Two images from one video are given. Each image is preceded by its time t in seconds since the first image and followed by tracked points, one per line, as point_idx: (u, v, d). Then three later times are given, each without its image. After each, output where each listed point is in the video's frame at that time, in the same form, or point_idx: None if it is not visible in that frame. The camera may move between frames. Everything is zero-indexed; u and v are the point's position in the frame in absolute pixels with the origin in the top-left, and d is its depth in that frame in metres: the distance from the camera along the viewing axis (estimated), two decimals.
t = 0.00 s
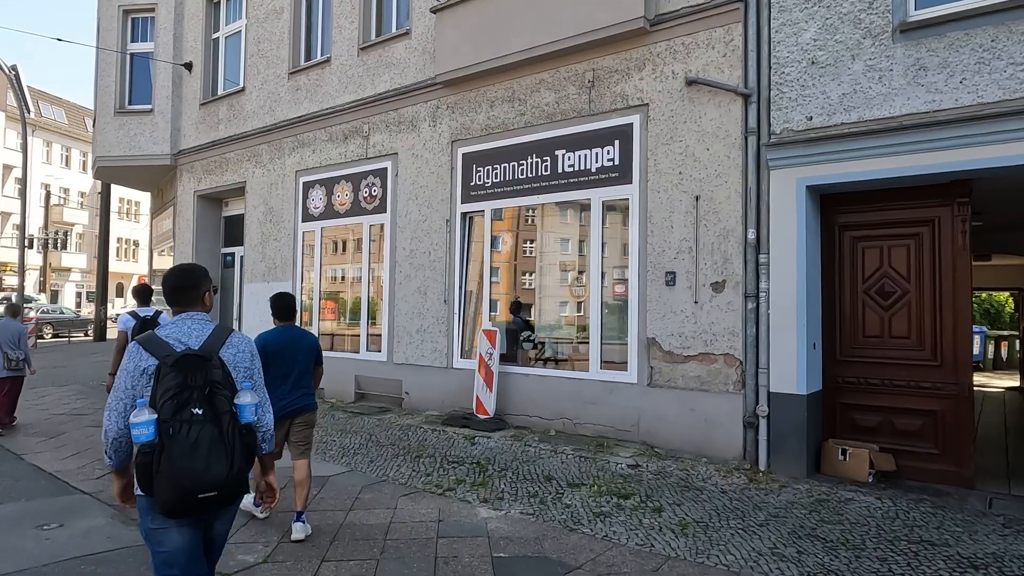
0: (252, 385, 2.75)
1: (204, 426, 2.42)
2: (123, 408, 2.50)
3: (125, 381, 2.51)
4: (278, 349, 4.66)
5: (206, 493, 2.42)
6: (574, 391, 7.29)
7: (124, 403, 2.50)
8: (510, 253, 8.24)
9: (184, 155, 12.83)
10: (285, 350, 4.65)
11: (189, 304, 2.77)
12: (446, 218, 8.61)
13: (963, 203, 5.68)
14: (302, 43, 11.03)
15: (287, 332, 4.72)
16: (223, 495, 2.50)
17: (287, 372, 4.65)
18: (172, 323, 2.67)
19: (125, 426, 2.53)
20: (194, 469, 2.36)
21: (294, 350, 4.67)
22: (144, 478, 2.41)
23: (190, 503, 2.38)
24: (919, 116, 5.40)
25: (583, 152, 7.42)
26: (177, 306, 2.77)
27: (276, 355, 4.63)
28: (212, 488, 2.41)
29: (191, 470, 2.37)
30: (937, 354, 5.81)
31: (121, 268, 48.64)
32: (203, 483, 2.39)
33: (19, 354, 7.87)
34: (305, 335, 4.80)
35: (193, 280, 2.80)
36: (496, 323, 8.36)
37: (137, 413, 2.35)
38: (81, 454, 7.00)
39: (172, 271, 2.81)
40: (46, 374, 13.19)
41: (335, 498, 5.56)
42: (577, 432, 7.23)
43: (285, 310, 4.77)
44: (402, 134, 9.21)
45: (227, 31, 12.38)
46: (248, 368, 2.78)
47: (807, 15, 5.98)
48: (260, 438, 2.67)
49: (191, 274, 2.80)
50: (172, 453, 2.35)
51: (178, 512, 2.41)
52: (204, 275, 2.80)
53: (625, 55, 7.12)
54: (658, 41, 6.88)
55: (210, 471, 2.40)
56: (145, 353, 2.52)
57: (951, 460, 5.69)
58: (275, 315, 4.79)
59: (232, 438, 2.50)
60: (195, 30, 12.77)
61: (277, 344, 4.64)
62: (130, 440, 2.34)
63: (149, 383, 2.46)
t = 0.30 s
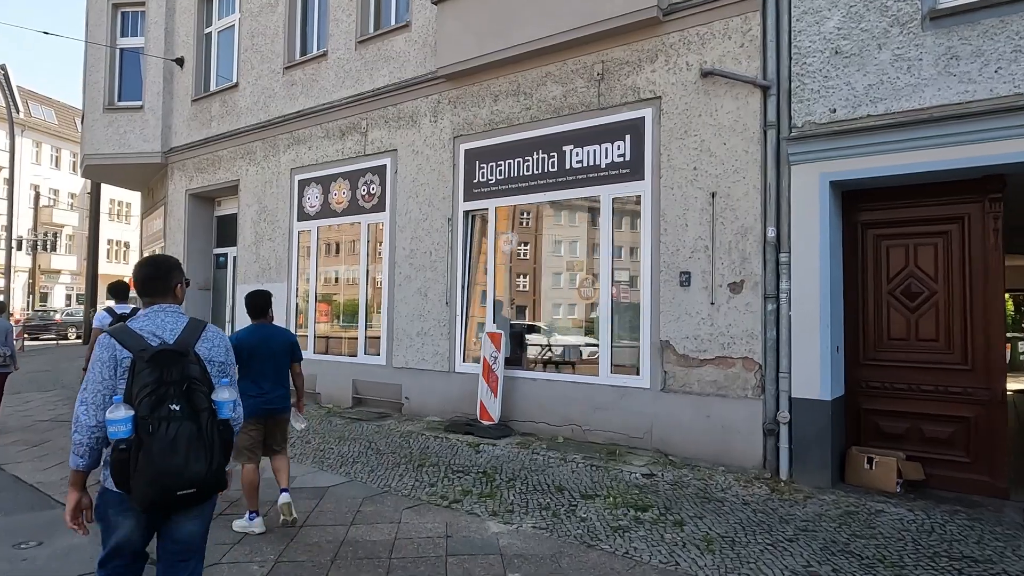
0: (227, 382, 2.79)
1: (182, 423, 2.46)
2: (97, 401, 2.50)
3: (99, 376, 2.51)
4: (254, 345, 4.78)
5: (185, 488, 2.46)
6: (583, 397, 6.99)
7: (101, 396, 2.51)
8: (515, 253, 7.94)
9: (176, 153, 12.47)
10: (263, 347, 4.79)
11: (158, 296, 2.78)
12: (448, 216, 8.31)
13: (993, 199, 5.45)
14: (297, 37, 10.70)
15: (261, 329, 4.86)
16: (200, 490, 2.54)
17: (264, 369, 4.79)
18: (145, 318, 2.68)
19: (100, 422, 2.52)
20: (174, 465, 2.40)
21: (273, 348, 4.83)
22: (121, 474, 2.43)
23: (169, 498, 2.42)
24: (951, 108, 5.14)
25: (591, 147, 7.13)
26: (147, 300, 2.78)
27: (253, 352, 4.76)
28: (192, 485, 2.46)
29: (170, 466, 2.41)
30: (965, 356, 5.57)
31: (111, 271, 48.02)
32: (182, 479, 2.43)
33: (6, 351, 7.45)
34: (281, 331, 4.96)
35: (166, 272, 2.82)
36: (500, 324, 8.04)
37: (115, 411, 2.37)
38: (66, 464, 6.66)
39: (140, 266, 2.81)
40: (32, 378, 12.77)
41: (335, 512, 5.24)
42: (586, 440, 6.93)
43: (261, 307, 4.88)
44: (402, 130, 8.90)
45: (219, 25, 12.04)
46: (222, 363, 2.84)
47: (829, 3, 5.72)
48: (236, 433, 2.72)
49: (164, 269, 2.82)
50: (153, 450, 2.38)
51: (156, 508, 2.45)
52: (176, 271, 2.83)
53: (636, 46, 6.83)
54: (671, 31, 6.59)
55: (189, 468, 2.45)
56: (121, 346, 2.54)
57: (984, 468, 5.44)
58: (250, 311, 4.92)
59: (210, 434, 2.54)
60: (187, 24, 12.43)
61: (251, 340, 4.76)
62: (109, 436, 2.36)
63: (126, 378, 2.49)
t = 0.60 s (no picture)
0: (186, 386, 2.68)
1: (139, 431, 2.37)
2: (47, 413, 2.41)
3: (49, 386, 2.40)
4: (237, 352, 4.62)
5: (145, 497, 2.37)
6: (593, 403, 6.69)
7: (51, 407, 2.41)
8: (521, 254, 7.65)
9: (167, 151, 12.12)
10: (247, 354, 4.62)
11: (111, 302, 2.64)
12: (450, 215, 8.00)
13: None
14: (293, 31, 10.39)
15: (247, 335, 4.69)
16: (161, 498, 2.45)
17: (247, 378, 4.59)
18: (98, 323, 2.56)
19: (51, 434, 2.42)
20: (130, 475, 2.31)
21: (259, 356, 4.65)
22: (75, 485, 2.34)
23: (128, 508, 2.34)
24: (986, 99, 4.88)
25: (601, 142, 6.85)
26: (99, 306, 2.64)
27: (235, 359, 4.59)
28: (151, 493, 2.37)
29: (127, 475, 2.32)
30: (997, 360, 5.31)
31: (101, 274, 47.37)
32: (140, 487, 2.34)
33: None
34: (270, 339, 4.78)
35: (117, 276, 2.67)
36: (505, 329, 7.75)
37: (67, 422, 2.27)
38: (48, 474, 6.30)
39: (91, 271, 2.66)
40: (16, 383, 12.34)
41: (335, 527, 4.91)
42: (596, 448, 6.63)
43: (246, 315, 4.72)
44: (402, 126, 8.59)
45: (213, 20, 11.71)
46: (180, 367, 2.71)
47: None
48: (197, 438, 2.63)
49: (116, 273, 2.69)
50: (108, 459, 2.29)
51: (113, 518, 2.36)
52: (129, 275, 2.70)
53: (649, 37, 6.56)
54: (686, 21, 6.33)
55: (147, 476, 2.36)
56: (72, 355, 2.43)
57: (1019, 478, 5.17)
58: (237, 319, 4.78)
59: (169, 441, 2.45)
60: (179, 19, 12.10)
61: (234, 347, 4.60)
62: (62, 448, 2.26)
63: (78, 387, 2.38)
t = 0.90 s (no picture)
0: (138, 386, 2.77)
1: (74, 430, 2.48)
2: None
3: None
4: (225, 357, 4.57)
5: (78, 495, 2.48)
6: (602, 413, 6.42)
7: None
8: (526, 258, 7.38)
9: (159, 151, 11.80)
10: (236, 359, 4.58)
11: (73, 298, 2.82)
12: (452, 217, 7.73)
13: None
14: (289, 29, 10.11)
15: (236, 340, 4.65)
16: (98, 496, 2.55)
17: (237, 384, 4.55)
18: (56, 320, 2.72)
19: None
20: (59, 472, 2.44)
21: (248, 362, 4.61)
22: (14, 477, 2.50)
23: (57, 504, 2.46)
24: (1020, 95, 4.65)
25: (611, 142, 6.59)
26: (63, 301, 2.81)
27: (224, 365, 4.53)
28: (80, 493, 2.47)
29: (58, 473, 2.45)
30: None
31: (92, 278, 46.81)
32: (70, 485, 2.46)
33: None
34: (257, 344, 4.75)
35: (80, 274, 2.84)
36: (510, 335, 7.48)
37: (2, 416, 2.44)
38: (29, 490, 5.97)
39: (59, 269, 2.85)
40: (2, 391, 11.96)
41: (334, 548, 4.61)
42: (607, 460, 6.35)
43: (234, 319, 4.68)
44: (402, 125, 8.31)
45: (206, 17, 11.42)
46: (136, 365, 2.79)
47: None
48: (141, 437, 2.71)
49: (78, 273, 2.84)
50: (38, 455, 2.43)
51: (48, 513, 2.50)
52: (89, 275, 2.85)
53: (661, 33, 6.31)
54: (701, 15, 6.07)
55: (78, 475, 2.47)
56: (23, 353, 2.61)
57: None
58: (226, 324, 4.72)
59: (106, 442, 2.54)
60: (172, 16, 11.79)
61: (222, 352, 4.56)
62: None
63: (24, 384, 2.54)
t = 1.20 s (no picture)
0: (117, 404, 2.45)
1: (46, 445, 2.16)
2: None
3: None
4: (206, 366, 4.31)
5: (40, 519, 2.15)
6: (618, 422, 6.12)
7: None
8: (536, 260, 7.08)
9: (150, 150, 11.44)
10: (219, 367, 4.32)
11: (63, 310, 2.52)
12: (457, 217, 7.41)
13: None
14: (286, 23, 9.79)
15: (217, 347, 4.39)
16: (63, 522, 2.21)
17: (222, 392, 4.29)
18: (38, 331, 2.42)
19: None
20: (22, 491, 2.10)
21: (231, 369, 4.37)
22: None
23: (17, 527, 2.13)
24: None
25: (626, 138, 6.30)
26: (50, 314, 2.52)
27: (207, 374, 4.26)
28: (44, 516, 2.14)
29: (20, 492, 2.11)
30: None
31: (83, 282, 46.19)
32: (33, 507, 2.12)
33: None
34: (239, 351, 4.49)
35: (69, 283, 2.55)
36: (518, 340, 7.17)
37: None
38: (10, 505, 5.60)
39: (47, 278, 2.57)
40: None
41: (340, 570, 4.28)
42: (623, 472, 6.04)
43: (213, 326, 4.42)
44: (405, 121, 8.00)
45: (200, 12, 11.08)
46: (118, 383, 2.48)
47: None
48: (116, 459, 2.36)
49: (67, 280, 2.56)
50: None
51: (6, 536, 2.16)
52: (79, 283, 2.57)
53: (679, 23, 6.03)
54: (722, 5, 5.79)
55: (43, 496, 2.13)
56: None
57: None
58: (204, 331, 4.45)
59: (78, 460, 2.21)
60: (164, 10, 11.45)
61: (203, 361, 4.28)
62: None
63: None
